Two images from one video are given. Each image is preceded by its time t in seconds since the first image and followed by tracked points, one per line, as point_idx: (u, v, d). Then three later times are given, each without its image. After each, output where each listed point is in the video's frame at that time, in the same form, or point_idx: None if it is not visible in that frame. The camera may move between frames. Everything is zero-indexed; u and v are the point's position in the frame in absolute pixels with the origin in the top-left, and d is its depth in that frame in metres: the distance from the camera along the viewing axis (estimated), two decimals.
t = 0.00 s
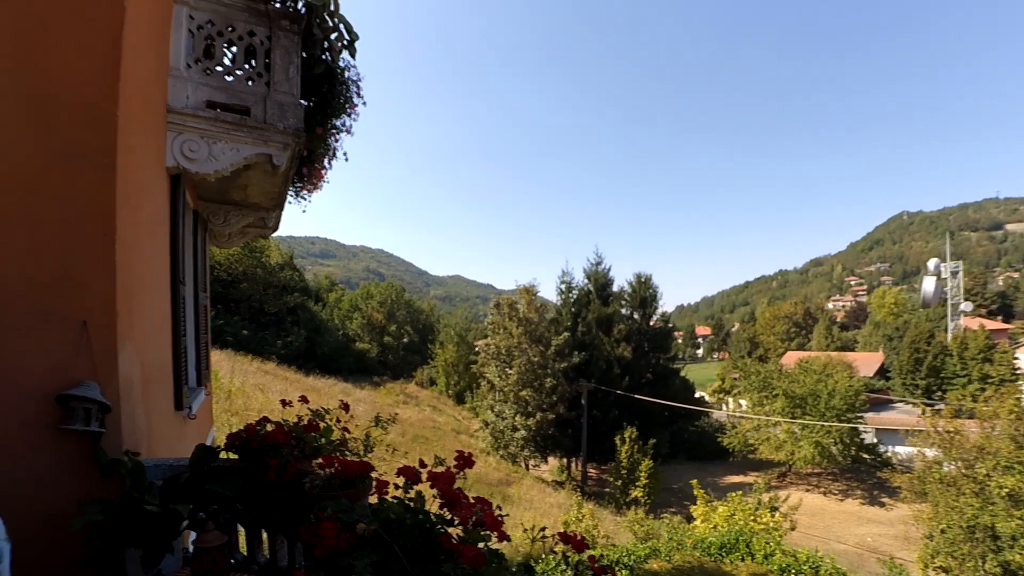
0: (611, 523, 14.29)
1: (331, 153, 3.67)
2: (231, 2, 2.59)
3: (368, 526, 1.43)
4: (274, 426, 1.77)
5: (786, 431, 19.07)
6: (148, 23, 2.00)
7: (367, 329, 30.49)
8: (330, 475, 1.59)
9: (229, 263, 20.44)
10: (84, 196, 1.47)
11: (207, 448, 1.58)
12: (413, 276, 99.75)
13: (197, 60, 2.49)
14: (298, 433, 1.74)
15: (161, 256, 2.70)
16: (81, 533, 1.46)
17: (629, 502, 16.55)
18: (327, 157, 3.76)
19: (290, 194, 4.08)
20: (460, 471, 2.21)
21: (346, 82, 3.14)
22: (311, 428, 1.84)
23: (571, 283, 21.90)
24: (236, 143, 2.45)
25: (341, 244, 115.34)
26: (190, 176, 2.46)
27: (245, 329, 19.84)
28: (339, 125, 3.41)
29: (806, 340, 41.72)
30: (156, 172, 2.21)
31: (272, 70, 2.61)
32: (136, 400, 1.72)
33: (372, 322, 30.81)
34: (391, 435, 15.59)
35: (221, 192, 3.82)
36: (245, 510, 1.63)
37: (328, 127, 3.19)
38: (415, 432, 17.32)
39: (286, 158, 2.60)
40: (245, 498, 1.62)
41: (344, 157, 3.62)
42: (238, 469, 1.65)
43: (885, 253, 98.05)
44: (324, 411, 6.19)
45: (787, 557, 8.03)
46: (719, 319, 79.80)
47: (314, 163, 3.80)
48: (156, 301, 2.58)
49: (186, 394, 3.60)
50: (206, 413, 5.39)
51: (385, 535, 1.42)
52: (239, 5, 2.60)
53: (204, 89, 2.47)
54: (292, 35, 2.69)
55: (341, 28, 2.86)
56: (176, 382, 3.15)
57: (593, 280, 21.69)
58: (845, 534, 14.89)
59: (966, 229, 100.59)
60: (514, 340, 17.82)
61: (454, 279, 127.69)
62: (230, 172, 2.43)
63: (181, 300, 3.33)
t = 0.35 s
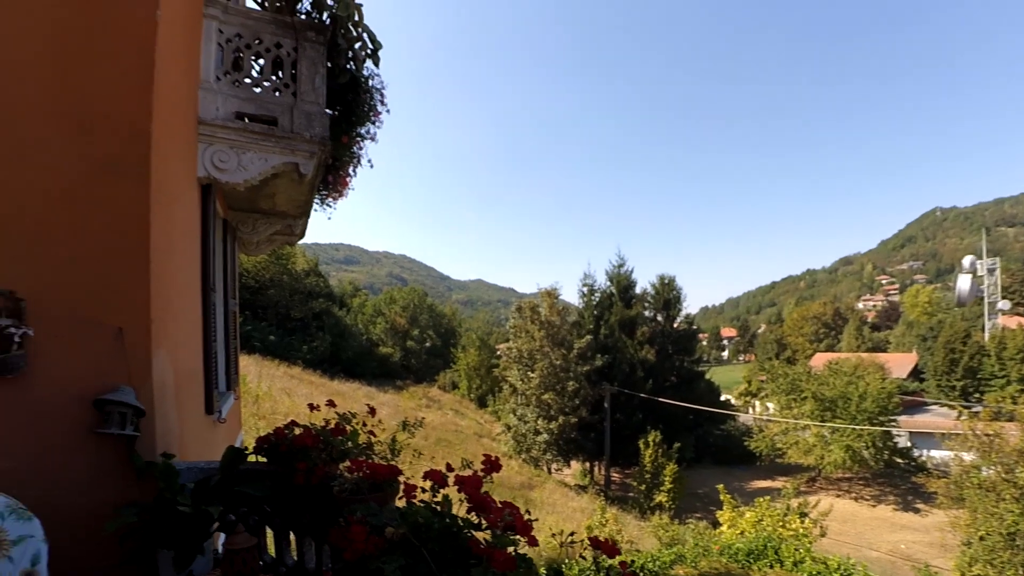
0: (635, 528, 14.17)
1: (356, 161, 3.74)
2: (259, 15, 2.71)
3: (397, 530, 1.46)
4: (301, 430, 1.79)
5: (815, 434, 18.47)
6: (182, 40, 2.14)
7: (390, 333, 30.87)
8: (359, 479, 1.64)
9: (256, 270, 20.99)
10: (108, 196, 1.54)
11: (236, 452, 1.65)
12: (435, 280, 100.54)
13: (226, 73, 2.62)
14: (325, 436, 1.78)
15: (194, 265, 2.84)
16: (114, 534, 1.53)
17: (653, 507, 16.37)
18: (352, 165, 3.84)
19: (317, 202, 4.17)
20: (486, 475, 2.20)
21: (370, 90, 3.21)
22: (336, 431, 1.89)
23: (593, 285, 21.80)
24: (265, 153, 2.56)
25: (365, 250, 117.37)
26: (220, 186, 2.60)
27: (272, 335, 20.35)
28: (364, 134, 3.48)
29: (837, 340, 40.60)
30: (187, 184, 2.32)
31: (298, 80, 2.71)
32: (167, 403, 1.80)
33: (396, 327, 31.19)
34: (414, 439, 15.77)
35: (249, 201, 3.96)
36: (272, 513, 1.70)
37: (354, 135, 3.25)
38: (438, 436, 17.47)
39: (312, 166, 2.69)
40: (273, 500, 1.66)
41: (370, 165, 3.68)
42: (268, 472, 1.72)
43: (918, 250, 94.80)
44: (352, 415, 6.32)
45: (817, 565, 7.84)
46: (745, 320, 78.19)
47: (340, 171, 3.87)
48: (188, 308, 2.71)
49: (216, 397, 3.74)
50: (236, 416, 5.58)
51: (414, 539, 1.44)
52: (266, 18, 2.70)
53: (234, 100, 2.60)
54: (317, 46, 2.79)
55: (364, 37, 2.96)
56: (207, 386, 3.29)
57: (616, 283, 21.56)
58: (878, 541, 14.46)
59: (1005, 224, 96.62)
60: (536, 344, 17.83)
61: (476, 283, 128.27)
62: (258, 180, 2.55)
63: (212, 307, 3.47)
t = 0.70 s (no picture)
0: (651, 530, 14.09)
1: (375, 161, 3.79)
2: (280, 18, 2.79)
3: (417, 529, 1.46)
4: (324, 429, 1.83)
5: (836, 438, 18.21)
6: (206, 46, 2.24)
7: (407, 332, 31.13)
8: (380, 477, 1.67)
9: (276, 270, 21.38)
10: (113, 198, 1.60)
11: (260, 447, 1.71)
12: (451, 280, 100.99)
13: (249, 75, 2.71)
14: (345, 435, 1.79)
15: (216, 267, 2.94)
16: (139, 529, 1.60)
17: (669, 509, 16.26)
18: (371, 166, 3.91)
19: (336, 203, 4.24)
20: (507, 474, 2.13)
21: (390, 91, 3.27)
22: (358, 429, 1.90)
23: (610, 285, 21.73)
24: (286, 154, 2.65)
25: (381, 249, 118.20)
26: (243, 186, 2.70)
27: (291, 333, 20.71)
28: (384, 134, 3.55)
29: (860, 342, 39.74)
30: (211, 186, 2.42)
31: (319, 82, 2.79)
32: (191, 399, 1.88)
33: (413, 326, 31.45)
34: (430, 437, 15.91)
35: (271, 202, 4.08)
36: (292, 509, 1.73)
37: (373, 136, 3.32)
38: (454, 435, 17.59)
39: (332, 166, 2.77)
40: (292, 497, 1.73)
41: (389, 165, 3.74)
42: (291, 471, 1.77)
43: (946, 249, 92.27)
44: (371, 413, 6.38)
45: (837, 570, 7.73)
46: (764, 320, 76.95)
47: (359, 172, 3.93)
48: (211, 308, 2.81)
49: (237, 395, 3.86)
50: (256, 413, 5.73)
51: (433, 539, 1.45)
52: (288, 21, 2.79)
53: (256, 102, 2.69)
54: (338, 48, 2.86)
55: (383, 38, 3.01)
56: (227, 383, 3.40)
57: (633, 282, 21.47)
58: (900, 546, 14.16)
59: None
60: (552, 343, 17.89)
61: (492, 283, 128.49)
62: (279, 180, 2.64)
63: (234, 306, 3.58)
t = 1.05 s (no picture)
0: (666, 533, 14.02)
1: (392, 163, 3.87)
2: (299, 22, 2.88)
3: (435, 529, 1.44)
4: (341, 428, 1.83)
5: (856, 440, 17.90)
6: (228, 54, 2.34)
7: (422, 333, 31.37)
8: (399, 476, 1.65)
9: (293, 271, 21.75)
10: (127, 198, 1.68)
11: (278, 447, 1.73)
12: (465, 280, 101.27)
13: (268, 80, 2.80)
14: (362, 434, 1.80)
15: (236, 269, 3.04)
16: (160, 527, 1.68)
17: (684, 511, 16.15)
18: (388, 168, 3.99)
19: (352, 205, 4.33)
20: (522, 474, 2.15)
21: (407, 93, 3.35)
22: (376, 428, 1.87)
23: (625, 285, 21.66)
24: (304, 156, 2.73)
25: (397, 251, 119.37)
26: (262, 189, 2.77)
27: (307, 334, 21.04)
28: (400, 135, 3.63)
29: (881, 343, 38.95)
30: (232, 190, 2.51)
31: (337, 85, 2.88)
32: (211, 397, 1.95)
33: (428, 327, 31.68)
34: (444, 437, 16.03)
35: (290, 205, 4.18)
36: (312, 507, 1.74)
37: (390, 138, 3.40)
38: (469, 435, 17.69)
39: (350, 168, 2.86)
40: (309, 494, 1.75)
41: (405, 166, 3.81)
42: (311, 471, 1.76)
43: (971, 247, 89.93)
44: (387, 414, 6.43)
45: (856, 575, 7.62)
46: (783, 320, 75.82)
47: (376, 174, 4.02)
48: (231, 309, 2.91)
49: (256, 395, 3.96)
50: (273, 413, 5.85)
51: (450, 541, 1.45)
52: (306, 25, 2.88)
53: (275, 106, 2.79)
54: (355, 50, 2.95)
55: (400, 40, 3.08)
56: (247, 382, 3.49)
57: (649, 282, 21.38)
58: (920, 552, 13.88)
59: None
60: (567, 344, 17.92)
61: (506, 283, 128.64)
62: (297, 182, 2.72)
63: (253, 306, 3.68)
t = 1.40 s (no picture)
0: (686, 532, 13.91)
1: (411, 161, 3.96)
2: (319, 23, 2.96)
3: (460, 525, 1.49)
4: (365, 426, 1.98)
5: (883, 439, 17.49)
6: (251, 57, 2.42)
7: (440, 331, 31.61)
8: (424, 472, 1.75)
9: (314, 271, 22.13)
10: (154, 199, 1.76)
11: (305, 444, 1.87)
12: (483, 278, 101.56)
13: (290, 81, 2.89)
14: (384, 432, 1.94)
15: (260, 268, 3.15)
16: (189, 520, 1.77)
17: (705, 510, 15.99)
18: (407, 166, 4.08)
19: (373, 204, 4.43)
20: (547, 471, 2.17)
21: (425, 92, 3.43)
22: (397, 426, 2.00)
23: (645, 282, 21.51)
24: (326, 156, 2.82)
25: (415, 249, 120.15)
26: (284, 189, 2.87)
27: (328, 332, 21.40)
28: (420, 133, 3.71)
29: (909, 339, 37.91)
30: (255, 191, 2.60)
31: (357, 85, 2.96)
32: (238, 391, 2.04)
33: (446, 325, 31.90)
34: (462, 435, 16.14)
35: (311, 204, 4.28)
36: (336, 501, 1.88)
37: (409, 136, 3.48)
38: (487, 432, 17.77)
39: (371, 167, 2.94)
40: (333, 491, 1.88)
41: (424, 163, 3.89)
42: (332, 465, 1.91)
43: (1004, 240, 86.86)
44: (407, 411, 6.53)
45: None
46: (806, 316, 74.22)
47: (396, 173, 4.12)
48: (255, 307, 3.01)
49: (279, 392, 4.07)
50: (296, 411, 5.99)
51: (475, 537, 1.48)
52: (327, 26, 2.96)
53: (297, 107, 2.87)
54: (375, 50, 3.02)
55: (419, 39, 3.16)
56: (272, 377, 3.61)
57: (668, 279, 21.20)
58: (950, 554, 13.52)
59: None
60: (586, 342, 17.89)
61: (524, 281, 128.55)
62: (319, 181, 2.81)
63: (276, 305, 3.79)
